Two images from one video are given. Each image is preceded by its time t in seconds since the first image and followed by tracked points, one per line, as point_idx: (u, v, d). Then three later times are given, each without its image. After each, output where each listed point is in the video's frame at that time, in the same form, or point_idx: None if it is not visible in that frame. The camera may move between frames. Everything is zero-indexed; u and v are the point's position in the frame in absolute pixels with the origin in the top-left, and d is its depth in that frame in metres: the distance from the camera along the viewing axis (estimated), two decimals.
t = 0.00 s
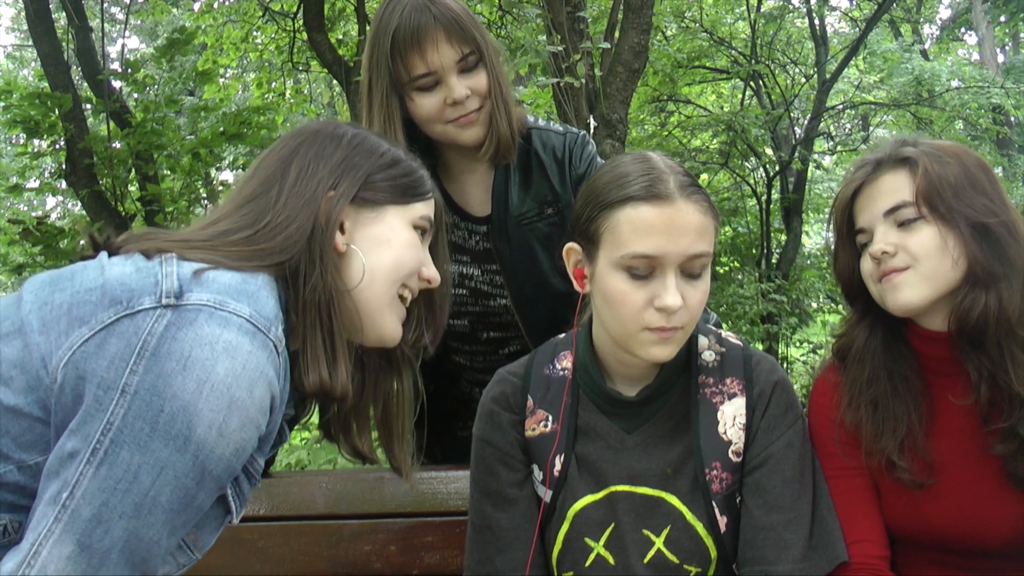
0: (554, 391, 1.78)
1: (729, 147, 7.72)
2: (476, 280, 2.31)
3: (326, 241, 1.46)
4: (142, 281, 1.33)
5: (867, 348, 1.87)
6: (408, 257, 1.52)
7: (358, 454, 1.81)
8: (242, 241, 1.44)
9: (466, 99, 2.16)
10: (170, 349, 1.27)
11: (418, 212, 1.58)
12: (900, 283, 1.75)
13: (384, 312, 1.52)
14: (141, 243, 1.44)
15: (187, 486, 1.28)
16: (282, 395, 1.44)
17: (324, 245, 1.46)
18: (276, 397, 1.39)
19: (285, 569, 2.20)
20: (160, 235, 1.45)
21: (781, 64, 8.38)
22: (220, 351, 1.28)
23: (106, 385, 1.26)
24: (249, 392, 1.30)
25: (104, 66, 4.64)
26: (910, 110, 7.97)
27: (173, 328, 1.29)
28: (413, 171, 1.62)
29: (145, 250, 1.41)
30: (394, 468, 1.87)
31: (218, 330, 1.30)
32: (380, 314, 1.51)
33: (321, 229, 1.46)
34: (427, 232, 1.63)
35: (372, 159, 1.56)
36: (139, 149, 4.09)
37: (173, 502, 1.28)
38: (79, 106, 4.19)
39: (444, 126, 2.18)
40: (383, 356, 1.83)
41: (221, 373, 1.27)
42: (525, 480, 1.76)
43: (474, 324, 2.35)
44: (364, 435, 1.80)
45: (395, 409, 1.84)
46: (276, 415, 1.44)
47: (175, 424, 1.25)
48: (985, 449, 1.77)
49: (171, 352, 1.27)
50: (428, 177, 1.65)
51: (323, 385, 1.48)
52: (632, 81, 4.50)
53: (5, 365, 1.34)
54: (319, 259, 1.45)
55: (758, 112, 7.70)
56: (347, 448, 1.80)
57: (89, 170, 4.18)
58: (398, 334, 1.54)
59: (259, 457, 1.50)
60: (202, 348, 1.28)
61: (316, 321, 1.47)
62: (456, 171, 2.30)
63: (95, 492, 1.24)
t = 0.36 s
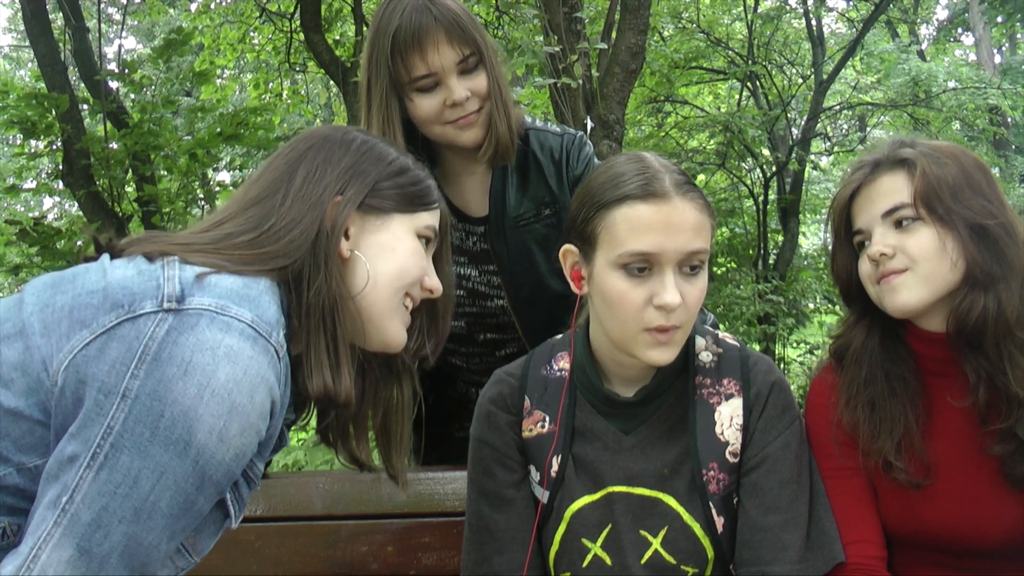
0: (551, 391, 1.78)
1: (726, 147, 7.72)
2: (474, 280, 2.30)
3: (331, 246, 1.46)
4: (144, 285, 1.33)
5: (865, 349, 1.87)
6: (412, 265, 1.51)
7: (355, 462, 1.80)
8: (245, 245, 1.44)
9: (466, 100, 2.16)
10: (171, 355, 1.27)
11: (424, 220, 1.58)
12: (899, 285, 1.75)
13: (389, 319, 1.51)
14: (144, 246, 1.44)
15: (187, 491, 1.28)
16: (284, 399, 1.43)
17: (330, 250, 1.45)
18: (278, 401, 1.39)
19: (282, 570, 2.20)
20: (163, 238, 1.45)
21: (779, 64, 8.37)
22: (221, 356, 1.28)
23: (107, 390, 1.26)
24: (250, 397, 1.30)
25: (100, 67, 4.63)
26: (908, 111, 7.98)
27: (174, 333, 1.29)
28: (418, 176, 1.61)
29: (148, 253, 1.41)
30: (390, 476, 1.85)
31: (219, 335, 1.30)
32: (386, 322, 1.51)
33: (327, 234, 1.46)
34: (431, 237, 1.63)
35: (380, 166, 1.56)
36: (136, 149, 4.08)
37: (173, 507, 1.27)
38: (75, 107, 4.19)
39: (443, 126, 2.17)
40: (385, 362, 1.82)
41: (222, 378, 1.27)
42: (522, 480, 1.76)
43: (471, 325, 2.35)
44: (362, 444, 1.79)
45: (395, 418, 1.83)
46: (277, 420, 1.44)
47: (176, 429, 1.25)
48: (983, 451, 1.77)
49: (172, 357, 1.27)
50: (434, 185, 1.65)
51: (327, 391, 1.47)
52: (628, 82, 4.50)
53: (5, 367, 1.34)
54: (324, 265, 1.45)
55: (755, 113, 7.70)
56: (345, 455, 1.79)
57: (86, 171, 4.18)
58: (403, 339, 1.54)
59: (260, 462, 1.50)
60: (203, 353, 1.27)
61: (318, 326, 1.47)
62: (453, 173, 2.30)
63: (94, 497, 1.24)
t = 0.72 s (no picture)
0: (548, 393, 1.78)
1: (725, 146, 7.73)
2: (473, 280, 2.30)
3: (338, 245, 1.45)
4: (146, 283, 1.32)
5: (865, 346, 1.87)
6: (418, 263, 1.51)
7: (360, 455, 1.77)
8: (250, 241, 1.43)
9: (470, 99, 2.16)
10: (173, 354, 1.26)
11: (430, 218, 1.57)
12: (900, 286, 1.75)
13: (395, 317, 1.52)
14: (146, 243, 1.44)
15: (190, 491, 1.28)
16: (286, 397, 1.43)
17: (336, 247, 1.45)
18: (281, 400, 1.39)
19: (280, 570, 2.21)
20: (167, 235, 1.45)
21: (777, 64, 8.36)
22: (223, 356, 1.28)
23: (109, 390, 1.26)
24: (253, 397, 1.29)
25: (99, 66, 4.63)
26: (906, 111, 7.98)
27: (176, 333, 1.28)
28: (425, 173, 1.61)
29: (151, 250, 1.41)
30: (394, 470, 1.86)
31: (221, 335, 1.29)
32: (393, 320, 1.51)
33: (333, 232, 1.45)
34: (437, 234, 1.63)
35: (389, 163, 1.55)
36: (134, 149, 4.08)
37: (175, 507, 1.27)
38: (74, 107, 4.19)
39: (446, 125, 2.17)
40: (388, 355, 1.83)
41: (224, 378, 1.27)
42: (520, 480, 1.76)
43: (470, 325, 2.34)
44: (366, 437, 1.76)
45: (400, 413, 1.83)
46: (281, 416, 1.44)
47: (177, 429, 1.25)
48: (983, 452, 1.77)
49: (174, 357, 1.26)
50: (441, 182, 1.64)
51: (335, 389, 1.48)
52: (626, 82, 4.49)
53: (8, 365, 1.33)
54: (331, 263, 1.45)
55: (754, 112, 7.71)
56: (350, 449, 1.76)
57: (84, 171, 4.17)
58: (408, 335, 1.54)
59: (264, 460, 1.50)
60: (205, 353, 1.27)
61: (323, 324, 1.47)
62: (454, 172, 2.29)
63: (97, 496, 1.24)
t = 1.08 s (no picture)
0: (547, 390, 1.77)
1: (725, 146, 7.79)
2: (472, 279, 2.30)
3: (346, 244, 1.45)
4: (153, 280, 1.32)
5: (875, 335, 1.87)
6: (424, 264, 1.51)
7: (368, 453, 1.77)
8: (258, 239, 1.43)
9: (473, 97, 2.15)
10: (181, 352, 1.26)
11: (438, 215, 1.57)
12: (906, 283, 1.75)
13: (403, 316, 1.52)
14: (153, 240, 1.43)
15: (196, 489, 1.27)
16: (293, 396, 1.44)
17: (344, 246, 1.45)
18: (287, 398, 1.39)
19: (281, 568, 2.21)
20: (173, 232, 1.45)
21: (777, 62, 8.34)
22: (230, 354, 1.27)
23: (115, 387, 1.25)
24: (259, 395, 1.29)
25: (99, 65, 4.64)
26: (905, 109, 7.99)
27: (183, 330, 1.28)
28: (434, 171, 1.60)
29: (158, 246, 1.41)
30: (403, 467, 1.86)
31: (228, 333, 1.29)
32: (402, 318, 1.52)
33: (341, 232, 1.45)
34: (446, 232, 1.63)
35: (397, 161, 1.55)
36: (133, 147, 4.09)
37: (181, 504, 1.27)
38: (73, 105, 4.19)
39: (448, 123, 2.17)
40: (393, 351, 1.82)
41: (231, 376, 1.26)
42: (518, 478, 1.76)
43: (469, 324, 2.33)
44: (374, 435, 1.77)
45: (410, 411, 1.82)
46: (288, 413, 1.44)
47: (185, 427, 1.25)
48: (983, 461, 1.77)
49: (181, 355, 1.26)
50: (449, 180, 1.64)
51: (341, 388, 1.48)
52: (625, 80, 4.49)
53: (16, 362, 1.34)
54: (339, 261, 1.45)
55: (753, 111, 7.73)
56: (357, 446, 1.76)
57: (83, 169, 4.19)
58: (417, 334, 1.55)
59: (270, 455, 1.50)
60: (212, 351, 1.27)
61: (331, 322, 1.47)
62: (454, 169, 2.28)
63: (104, 493, 1.24)
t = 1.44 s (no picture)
0: (546, 388, 1.77)
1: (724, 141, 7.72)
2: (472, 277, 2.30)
3: (347, 242, 1.45)
4: (154, 278, 1.32)
5: (887, 322, 1.88)
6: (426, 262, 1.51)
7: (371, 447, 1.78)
8: (257, 237, 1.43)
9: (477, 94, 2.16)
10: (180, 349, 1.26)
11: (440, 210, 1.56)
12: (912, 278, 1.76)
13: (405, 312, 1.52)
14: (153, 236, 1.44)
15: (197, 485, 1.28)
16: (294, 392, 1.44)
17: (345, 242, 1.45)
18: (287, 394, 1.39)
19: (281, 564, 2.21)
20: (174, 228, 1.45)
21: (777, 59, 8.31)
22: (231, 351, 1.27)
23: (116, 384, 1.26)
24: (259, 392, 1.29)
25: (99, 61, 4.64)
26: (905, 107, 7.99)
27: (183, 327, 1.28)
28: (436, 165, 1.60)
29: (159, 243, 1.41)
30: (407, 462, 1.86)
31: (228, 330, 1.29)
32: (404, 314, 1.52)
33: (343, 229, 1.45)
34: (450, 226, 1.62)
35: (399, 157, 1.54)
36: (133, 144, 4.10)
37: (182, 501, 1.28)
38: (72, 102, 4.18)
39: (452, 121, 2.17)
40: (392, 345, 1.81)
41: (231, 373, 1.26)
42: (518, 475, 1.77)
43: (469, 321, 2.34)
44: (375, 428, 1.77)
45: (414, 406, 1.82)
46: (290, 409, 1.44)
47: (185, 424, 1.25)
48: (990, 469, 1.79)
49: (181, 352, 1.26)
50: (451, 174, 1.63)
51: (344, 384, 1.48)
52: (625, 78, 4.48)
53: (17, 359, 1.34)
54: (341, 257, 1.44)
55: (754, 107, 7.76)
56: (361, 441, 1.77)
57: (83, 165, 4.18)
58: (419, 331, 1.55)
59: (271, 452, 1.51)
60: (212, 348, 1.27)
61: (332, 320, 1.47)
62: (457, 165, 2.28)
63: (105, 489, 1.24)
